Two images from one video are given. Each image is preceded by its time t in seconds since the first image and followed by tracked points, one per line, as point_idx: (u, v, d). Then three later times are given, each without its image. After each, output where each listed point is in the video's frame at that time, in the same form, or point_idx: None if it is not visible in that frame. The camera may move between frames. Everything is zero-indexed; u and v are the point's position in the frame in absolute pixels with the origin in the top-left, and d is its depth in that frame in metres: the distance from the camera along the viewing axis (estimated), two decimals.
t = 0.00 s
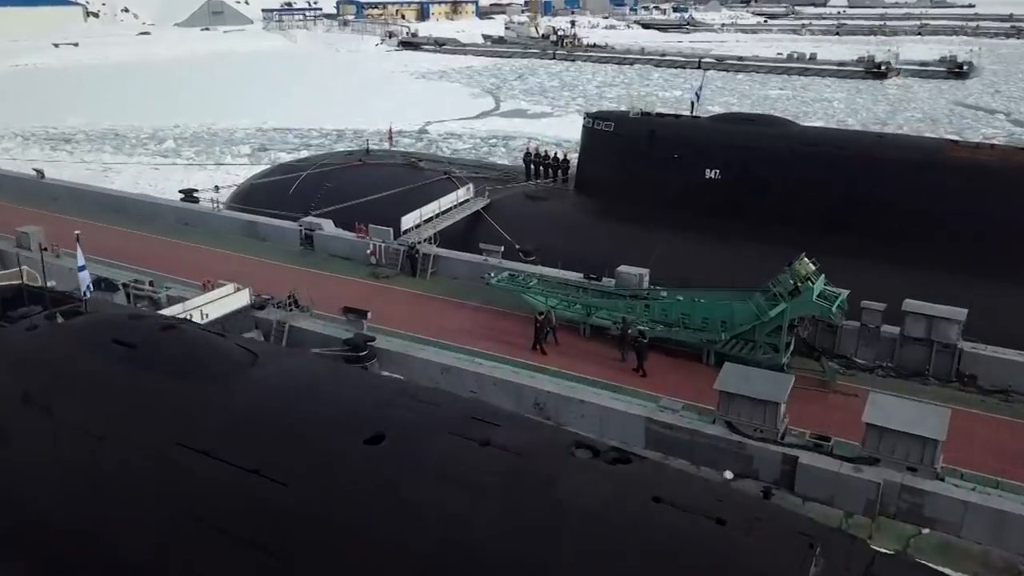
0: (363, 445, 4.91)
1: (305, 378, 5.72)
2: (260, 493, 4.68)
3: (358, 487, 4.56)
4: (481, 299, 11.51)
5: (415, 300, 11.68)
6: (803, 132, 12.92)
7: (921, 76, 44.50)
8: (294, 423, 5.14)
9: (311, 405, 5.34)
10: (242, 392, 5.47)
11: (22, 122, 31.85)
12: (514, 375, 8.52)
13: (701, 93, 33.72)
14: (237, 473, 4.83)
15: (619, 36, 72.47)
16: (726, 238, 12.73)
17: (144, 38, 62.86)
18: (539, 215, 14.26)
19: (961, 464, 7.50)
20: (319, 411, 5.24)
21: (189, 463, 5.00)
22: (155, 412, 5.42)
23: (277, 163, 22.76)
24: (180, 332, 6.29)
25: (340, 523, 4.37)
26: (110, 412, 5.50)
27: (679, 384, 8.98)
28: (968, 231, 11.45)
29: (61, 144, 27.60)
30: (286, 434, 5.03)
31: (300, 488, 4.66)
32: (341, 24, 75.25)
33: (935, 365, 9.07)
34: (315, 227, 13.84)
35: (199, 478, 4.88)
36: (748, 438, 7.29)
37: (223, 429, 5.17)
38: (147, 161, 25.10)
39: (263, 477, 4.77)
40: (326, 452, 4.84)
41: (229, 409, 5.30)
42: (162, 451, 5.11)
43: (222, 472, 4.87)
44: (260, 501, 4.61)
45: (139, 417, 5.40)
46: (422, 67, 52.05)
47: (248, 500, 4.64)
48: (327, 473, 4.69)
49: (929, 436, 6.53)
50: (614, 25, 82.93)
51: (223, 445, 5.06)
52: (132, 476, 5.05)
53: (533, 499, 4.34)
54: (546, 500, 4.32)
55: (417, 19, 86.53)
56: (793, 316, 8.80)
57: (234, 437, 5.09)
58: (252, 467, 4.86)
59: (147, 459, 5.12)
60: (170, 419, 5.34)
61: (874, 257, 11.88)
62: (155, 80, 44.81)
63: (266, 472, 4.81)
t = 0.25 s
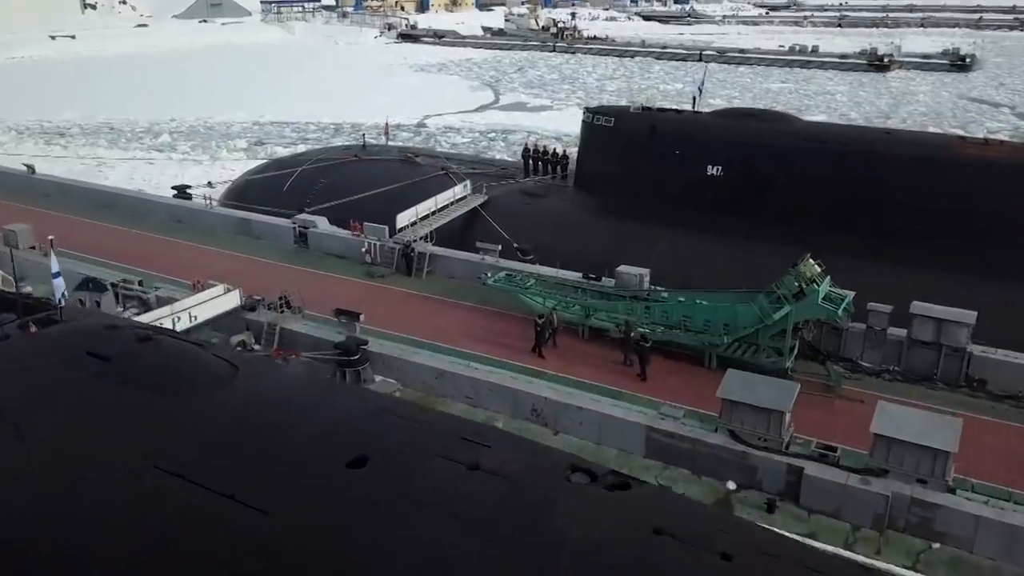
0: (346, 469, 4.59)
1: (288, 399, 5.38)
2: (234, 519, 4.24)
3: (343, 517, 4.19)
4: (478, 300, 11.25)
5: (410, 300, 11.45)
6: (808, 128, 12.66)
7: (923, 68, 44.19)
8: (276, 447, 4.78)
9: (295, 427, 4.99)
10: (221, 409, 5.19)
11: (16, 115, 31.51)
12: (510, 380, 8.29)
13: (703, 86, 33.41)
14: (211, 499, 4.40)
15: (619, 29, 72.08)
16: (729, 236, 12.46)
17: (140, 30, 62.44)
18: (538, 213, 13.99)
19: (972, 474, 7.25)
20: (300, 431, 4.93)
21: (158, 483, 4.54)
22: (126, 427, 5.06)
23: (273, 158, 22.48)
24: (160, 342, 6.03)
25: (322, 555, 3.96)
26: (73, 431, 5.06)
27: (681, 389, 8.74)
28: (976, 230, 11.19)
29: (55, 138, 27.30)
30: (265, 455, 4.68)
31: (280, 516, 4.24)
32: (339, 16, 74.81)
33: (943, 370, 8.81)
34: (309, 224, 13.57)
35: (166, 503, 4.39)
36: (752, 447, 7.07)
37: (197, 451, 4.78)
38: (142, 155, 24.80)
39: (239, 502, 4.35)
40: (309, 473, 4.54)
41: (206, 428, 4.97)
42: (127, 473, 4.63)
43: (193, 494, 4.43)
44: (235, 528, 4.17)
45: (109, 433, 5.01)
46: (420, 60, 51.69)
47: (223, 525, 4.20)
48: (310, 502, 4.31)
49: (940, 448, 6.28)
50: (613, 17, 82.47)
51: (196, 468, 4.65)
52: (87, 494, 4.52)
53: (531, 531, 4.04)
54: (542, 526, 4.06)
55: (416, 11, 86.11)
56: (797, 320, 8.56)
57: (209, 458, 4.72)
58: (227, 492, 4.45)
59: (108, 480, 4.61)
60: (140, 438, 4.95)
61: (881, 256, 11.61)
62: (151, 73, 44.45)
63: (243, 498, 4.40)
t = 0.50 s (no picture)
0: (324, 501, 4.28)
1: (267, 418, 5.07)
2: (201, 557, 3.93)
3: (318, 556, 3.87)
4: (473, 301, 10.95)
5: (403, 300, 11.14)
6: (813, 123, 12.38)
7: (926, 59, 43.77)
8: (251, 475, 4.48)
9: (272, 452, 4.69)
10: (196, 431, 4.90)
11: (9, 108, 31.17)
12: (506, 387, 8.01)
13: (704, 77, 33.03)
14: (178, 532, 4.09)
15: (619, 19, 71.55)
16: (731, 233, 12.17)
17: (137, 21, 61.95)
18: (536, 210, 13.70)
19: (986, 487, 6.97)
20: (277, 458, 4.65)
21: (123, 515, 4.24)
22: (93, 450, 4.76)
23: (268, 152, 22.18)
24: (134, 354, 5.73)
25: None
26: (36, 457, 4.74)
27: (684, 396, 8.46)
28: (986, 229, 10.91)
29: (48, 132, 26.95)
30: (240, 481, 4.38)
31: (252, 555, 3.92)
32: (337, 6, 74.26)
33: (954, 375, 8.53)
34: (301, 221, 13.24)
35: (130, 537, 4.09)
36: (756, 460, 6.79)
37: (165, 481, 4.48)
38: (136, 149, 24.48)
39: (207, 538, 4.04)
40: (287, 500, 4.26)
41: (180, 454, 4.70)
42: (89, 505, 4.31)
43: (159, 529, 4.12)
44: (201, 567, 3.86)
45: (75, 460, 4.70)
46: (419, 51, 51.26)
47: (188, 564, 3.89)
48: (283, 538, 4.00)
49: (954, 464, 5.98)
50: (614, 8, 81.88)
51: (162, 499, 4.34)
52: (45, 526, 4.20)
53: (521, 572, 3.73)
54: (534, 558, 3.79)
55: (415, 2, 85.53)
56: (802, 324, 8.26)
57: (178, 489, 4.41)
58: (195, 525, 4.14)
59: (67, 512, 4.28)
60: (109, 463, 4.65)
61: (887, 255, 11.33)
62: (147, 64, 44.07)
63: (212, 533, 4.09)
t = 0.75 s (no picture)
0: (301, 534, 4.00)
1: (248, 442, 4.84)
2: None
3: None
4: (469, 301, 10.69)
5: (397, 301, 10.89)
6: (818, 119, 12.04)
7: (929, 51, 43.40)
8: (227, 505, 4.22)
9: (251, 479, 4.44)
10: (173, 457, 4.66)
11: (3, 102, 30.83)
12: (502, 393, 7.76)
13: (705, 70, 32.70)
14: (144, 565, 3.80)
15: (619, 11, 71.06)
16: (734, 232, 11.92)
17: (133, 13, 61.49)
18: (534, 207, 13.44)
19: (1000, 500, 6.72)
20: (258, 482, 4.41)
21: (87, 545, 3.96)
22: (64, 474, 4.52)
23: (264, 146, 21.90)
24: (112, 372, 5.50)
25: None
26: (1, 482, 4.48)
27: (686, 402, 8.23)
28: (994, 228, 10.67)
29: (42, 126, 26.64)
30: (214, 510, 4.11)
31: None
32: None
33: (964, 381, 8.29)
34: (295, 219, 12.92)
35: (92, 570, 3.81)
36: (760, 472, 6.55)
37: (136, 509, 4.22)
38: (130, 143, 24.19)
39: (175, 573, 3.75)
40: (265, 529, 4.00)
41: (155, 479, 4.45)
42: (53, 534, 4.04)
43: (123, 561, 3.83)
44: None
45: (44, 483, 4.46)
46: (417, 43, 50.87)
47: None
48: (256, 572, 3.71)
49: (969, 479, 5.75)
50: None
51: (131, 530, 4.07)
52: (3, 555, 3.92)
53: None
54: None
55: None
56: (807, 329, 8.01)
57: (151, 517, 4.17)
58: (163, 558, 3.85)
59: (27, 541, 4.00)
60: (80, 487, 4.41)
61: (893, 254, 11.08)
62: (143, 57, 43.69)
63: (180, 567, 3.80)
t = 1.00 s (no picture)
0: (274, 575, 3.73)
1: (225, 466, 4.60)
2: None
3: None
4: (465, 303, 10.44)
5: (392, 302, 10.64)
6: (823, 115, 11.71)
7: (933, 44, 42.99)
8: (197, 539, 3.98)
9: (224, 510, 4.20)
10: (141, 483, 4.41)
11: None
12: (497, 401, 7.52)
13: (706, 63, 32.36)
14: None
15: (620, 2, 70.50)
16: (737, 231, 11.67)
17: (130, 5, 61.01)
18: (533, 205, 13.18)
19: (1014, 514, 6.47)
20: (235, 511, 4.18)
21: None
22: (31, 500, 4.30)
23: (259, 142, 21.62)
24: (80, 389, 5.24)
25: None
26: None
27: (689, 409, 7.98)
28: (1003, 228, 10.41)
29: (36, 120, 26.35)
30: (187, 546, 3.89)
31: None
32: None
33: (974, 386, 8.03)
34: (288, 217, 12.65)
35: None
36: (764, 485, 6.31)
37: (106, 544, 3.98)
38: (125, 138, 23.90)
39: None
40: (238, 566, 3.77)
41: (127, 505, 4.22)
42: (14, 569, 3.82)
43: None
44: None
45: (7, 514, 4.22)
46: (416, 36, 50.45)
47: None
48: None
49: (982, 496, 5.49)
50: None
51: (96, 563, 3.85)
52: None
53: None
54: None
55: None
56: (813, 334, 7.75)
57: (120, 548, 3.95)
58: None
59: None
60: (48, 514, 4.20)
61: (899, 255, 10.84)
62: (139, 50, 43.31)
63: None
